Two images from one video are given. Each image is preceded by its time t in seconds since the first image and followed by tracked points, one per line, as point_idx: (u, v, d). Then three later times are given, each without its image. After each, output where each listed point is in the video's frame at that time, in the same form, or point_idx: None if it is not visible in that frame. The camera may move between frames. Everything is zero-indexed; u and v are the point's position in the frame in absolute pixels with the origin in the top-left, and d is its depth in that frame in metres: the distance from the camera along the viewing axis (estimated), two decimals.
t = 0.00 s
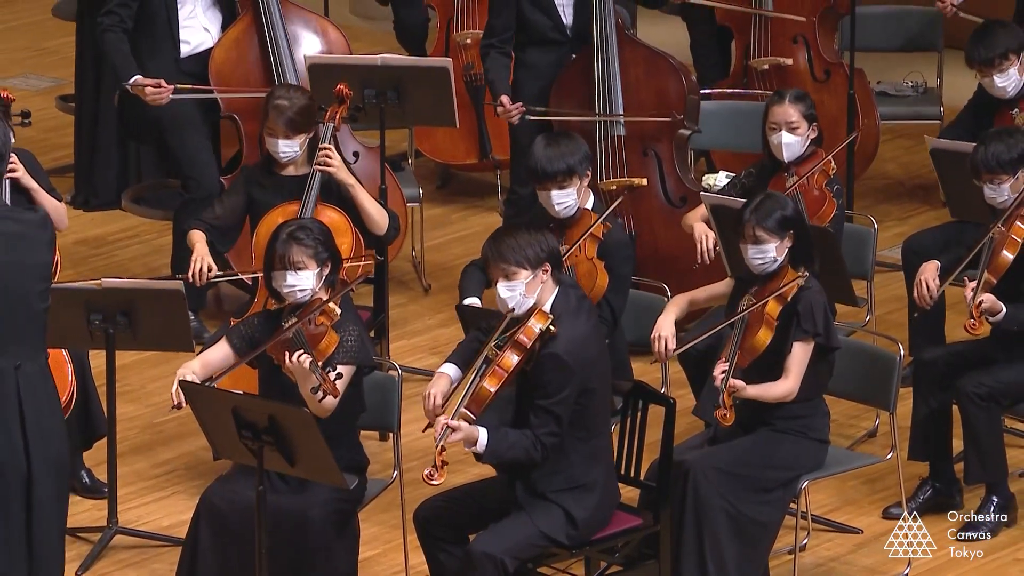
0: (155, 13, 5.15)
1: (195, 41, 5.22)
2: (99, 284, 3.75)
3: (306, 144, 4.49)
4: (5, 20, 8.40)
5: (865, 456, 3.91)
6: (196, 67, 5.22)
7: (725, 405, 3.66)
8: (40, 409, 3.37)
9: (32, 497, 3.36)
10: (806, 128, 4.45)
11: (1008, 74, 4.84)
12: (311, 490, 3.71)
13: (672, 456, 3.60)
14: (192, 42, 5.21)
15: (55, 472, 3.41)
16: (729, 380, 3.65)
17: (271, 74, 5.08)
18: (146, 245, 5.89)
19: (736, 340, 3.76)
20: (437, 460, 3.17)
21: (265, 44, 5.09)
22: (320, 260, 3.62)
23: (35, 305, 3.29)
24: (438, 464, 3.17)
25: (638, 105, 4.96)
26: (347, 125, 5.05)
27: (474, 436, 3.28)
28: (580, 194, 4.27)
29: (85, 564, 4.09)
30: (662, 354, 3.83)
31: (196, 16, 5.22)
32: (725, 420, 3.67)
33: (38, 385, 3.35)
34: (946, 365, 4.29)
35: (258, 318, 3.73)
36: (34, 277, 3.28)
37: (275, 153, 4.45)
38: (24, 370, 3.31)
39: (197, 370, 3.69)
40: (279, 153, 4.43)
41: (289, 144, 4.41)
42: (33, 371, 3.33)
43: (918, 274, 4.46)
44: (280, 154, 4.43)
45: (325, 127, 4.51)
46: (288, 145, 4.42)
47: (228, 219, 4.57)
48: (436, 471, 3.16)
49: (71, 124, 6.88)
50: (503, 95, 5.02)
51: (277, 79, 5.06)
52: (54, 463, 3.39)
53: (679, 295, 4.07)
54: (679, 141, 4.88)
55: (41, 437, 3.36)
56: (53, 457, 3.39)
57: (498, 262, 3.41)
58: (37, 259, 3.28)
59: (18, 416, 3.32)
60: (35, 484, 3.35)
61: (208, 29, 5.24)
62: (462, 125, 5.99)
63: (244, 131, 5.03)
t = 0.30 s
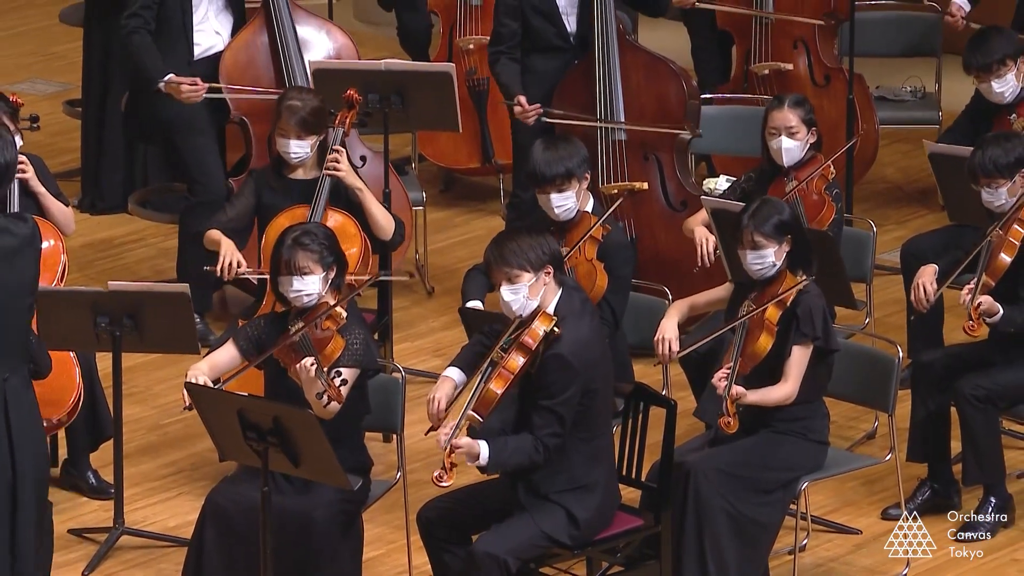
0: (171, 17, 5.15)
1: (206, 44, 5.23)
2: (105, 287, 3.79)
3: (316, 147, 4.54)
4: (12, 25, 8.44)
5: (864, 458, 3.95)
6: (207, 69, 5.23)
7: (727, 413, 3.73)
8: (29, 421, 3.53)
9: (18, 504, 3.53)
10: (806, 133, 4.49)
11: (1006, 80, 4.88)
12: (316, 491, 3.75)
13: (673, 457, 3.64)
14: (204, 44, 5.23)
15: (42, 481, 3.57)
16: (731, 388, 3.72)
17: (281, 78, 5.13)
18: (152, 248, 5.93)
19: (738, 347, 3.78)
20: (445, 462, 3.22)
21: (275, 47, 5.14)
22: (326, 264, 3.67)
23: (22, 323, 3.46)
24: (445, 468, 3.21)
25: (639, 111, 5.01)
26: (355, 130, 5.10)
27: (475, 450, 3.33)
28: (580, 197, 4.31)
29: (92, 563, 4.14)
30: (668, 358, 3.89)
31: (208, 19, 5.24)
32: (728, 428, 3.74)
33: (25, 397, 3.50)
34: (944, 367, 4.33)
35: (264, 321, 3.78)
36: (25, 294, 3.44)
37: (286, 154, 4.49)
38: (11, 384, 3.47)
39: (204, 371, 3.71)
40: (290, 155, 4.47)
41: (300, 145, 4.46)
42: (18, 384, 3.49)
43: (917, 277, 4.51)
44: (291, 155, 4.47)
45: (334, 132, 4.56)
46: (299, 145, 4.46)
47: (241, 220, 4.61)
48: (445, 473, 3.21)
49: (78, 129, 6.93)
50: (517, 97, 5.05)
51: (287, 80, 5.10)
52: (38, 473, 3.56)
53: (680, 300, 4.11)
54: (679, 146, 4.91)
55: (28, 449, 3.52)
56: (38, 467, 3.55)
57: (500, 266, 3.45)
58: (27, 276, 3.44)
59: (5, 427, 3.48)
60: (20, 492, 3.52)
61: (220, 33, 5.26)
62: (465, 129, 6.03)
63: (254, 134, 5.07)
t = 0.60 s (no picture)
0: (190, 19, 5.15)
1: (218, 47, 5.27)
2: (113, 289, 3.84)
3: (325, 149, 4.58)
4: (19, 31, 8.49)
5: (864, 459, 3.98)
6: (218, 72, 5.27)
7: (728, 414, 3.77)
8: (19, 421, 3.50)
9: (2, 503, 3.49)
10: (806, 136, 4.53)
11: (1006, 84, 4.92)
12: (320, 492, 3.79)
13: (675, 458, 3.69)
14: (216, 48, 5.26)
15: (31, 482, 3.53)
16: (732, 389, 3.75)
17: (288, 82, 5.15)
18: (158, 251, 5.98)
19: (738, 348, 3.82)
20: (448, 455, 3.26)
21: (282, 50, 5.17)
22: (332, 267, 3.70)
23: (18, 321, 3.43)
24: (448, 461, 3.25)
25: (642, 115, 5.06)
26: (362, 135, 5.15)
27: (477, 447, 3.37)
28: (581, 200, 4.36)
29: (100, 563, 4.18)
30: (672, 361, 3.95)
31: (219, 23, 5.28)
32: (729, 427, 3.78)
33: (15, 396, 3.49)
34: (944, 370, 4.37)
35: (270, 322, 3.82)
36: (21, 294, 3.41)
37: (292, 153, 4.53)
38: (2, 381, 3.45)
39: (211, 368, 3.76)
40: (296, 153, 4.52)
41: (305, 143, 4.50)
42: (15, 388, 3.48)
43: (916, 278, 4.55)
44: (296, 154, 4.52)
45: (344, 136, 4.60)
46: (306, 144, 4.50)
47: (252, 220, 4.65)
48: (447, 465, 3.24)
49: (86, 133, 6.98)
50: (531, 94, 5.08)
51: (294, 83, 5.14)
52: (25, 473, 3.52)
53: (680, 306, 4.16)
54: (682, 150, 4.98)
55: (16, 448, 3.49)
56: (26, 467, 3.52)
57: (506, 264, 3.50)
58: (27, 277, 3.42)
59: None
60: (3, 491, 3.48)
61: (230, 36, 5.30)
62: (469, 133, 6.07)
63: (261, 136, 5.14)
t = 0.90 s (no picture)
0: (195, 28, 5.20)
1: (224, 53, 5.34)
2: (122, 292, 3.88)
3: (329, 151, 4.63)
4: (28, 37, 8.54)
5: (864, 461, 4.02)
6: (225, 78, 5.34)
7: (741, 414, 3.80)
8: (21, 416, 3.55)
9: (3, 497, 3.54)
10: (805, 143, 4.58)
11: (1005, 89, 4.96)
12: (326, 494, 3.84)
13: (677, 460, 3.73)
14: (222, 55, 5.33)
15: (33, 478, 3.58)
16: (742, 391, 3.80)
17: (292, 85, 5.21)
18: (165, 255, 6.02)
19: (745, 352, 3.88)
20: (452, 454, 3.30)
21: (288, 56, 5.23)
22: (338, 271, 3.75)
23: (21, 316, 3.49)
24: (453, 458, 3.30)
25: (645, 120, 5.11)
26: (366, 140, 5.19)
27: (479, 446, 3.41)
28: (583, 205, 4.40)
29: (107, 564, 4.22)
30: (679, 368, 3.96)
31: (225, 30, 5.35)
32: (743, 429, 3.81)
33: (18, 390, 3.54)
34: (945, 373, 4.40)
35: (277, 326, 3.87)
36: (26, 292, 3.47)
37: (297, 158, 4.57)
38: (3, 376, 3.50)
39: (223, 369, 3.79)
40: (301, 157, 4.56)
41: (310, 147, 4.53)
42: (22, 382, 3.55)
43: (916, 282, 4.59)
44: (301, 157, 4.56)
45: (350, 141, 4.65)
46: (309, 148, 4.54)
47: (259, 224, 4.68)
48: (451, 465, 3.29)
49: (94, 138, 7.02)
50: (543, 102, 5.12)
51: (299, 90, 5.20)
52: (26, 468, 3.57)
53: (680, 317, 4.18)
54: (684, 155, 5.03)
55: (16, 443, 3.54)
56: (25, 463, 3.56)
57: (513, 266, 3.54)
58: (33, 277, 3.48)
59: None
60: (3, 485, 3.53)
61: (236, 43, 5.37)
62: (472, 138, 6.11)
63: (267, 143, 5.21)
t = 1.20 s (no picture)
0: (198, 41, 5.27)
1: (227, 60, 5.36)
2: (127, 297, 3.91)
3: (326, 158, 4.72)
4: (35, 43, 8.58)
5: (866, 464, 4.05)
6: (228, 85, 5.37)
7: (734, 419, 3.83)
8: (32, 420, 3.60)
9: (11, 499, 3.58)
10: (807, 149, 4.60)
11: (1008, 94, 4.99)
12: (331, 497, 3.87)
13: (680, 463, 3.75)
14: (225, 62, 5.36)
15: (40, 479, 3.62)
16: (737, 396, 3.82)
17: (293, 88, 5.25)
18: (171, 259, 6.05)
19: (742, 357, 3.89)
20: (457, 457, 3.33)
21: (291, 63, 5.27)
22: (347, 274, 3.79)
23: (31, 320, 3.54)
24: (458, 461, 3.33)
25: (648, 123, 5.12)
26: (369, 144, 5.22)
27: (485, 447, 3.44)
28: (580, 208, 4.43)
29: (113, 566, 4.25)
30: (669, 369, 3.99)
31: (226, 37, 5.38)
32: (735, 434, 3.84)
33: (29, 395, 3.59)
34: (946, 376, 4.43)
35: (283, 329, 3.89)
36: (34, 293, 3.52)
37: (296, 169, 4.67)
38: (15, 380, 3.55)
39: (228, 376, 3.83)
40: (299, 168, 4.66)
41: (307, 158, 4.64)
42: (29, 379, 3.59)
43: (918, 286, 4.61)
44: (301, 168, 4.66)
45: (351, 146, 4.71)
46: (306, 159, 4.64)
47: (268, 238, 4.76)
48: (456, 467, 3.32)
49: (100, 143, 7.06)
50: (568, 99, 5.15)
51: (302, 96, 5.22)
52: (37, 472, 3.62)
53: (684, 311, 4.23)
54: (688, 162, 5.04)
55: (27, 448, 3.59)
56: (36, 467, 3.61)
57: (522, 269, 3.56)
58: (38, 277, 3.52)
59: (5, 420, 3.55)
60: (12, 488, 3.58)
61: (238, 50, 5.40)
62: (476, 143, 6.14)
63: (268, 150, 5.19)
